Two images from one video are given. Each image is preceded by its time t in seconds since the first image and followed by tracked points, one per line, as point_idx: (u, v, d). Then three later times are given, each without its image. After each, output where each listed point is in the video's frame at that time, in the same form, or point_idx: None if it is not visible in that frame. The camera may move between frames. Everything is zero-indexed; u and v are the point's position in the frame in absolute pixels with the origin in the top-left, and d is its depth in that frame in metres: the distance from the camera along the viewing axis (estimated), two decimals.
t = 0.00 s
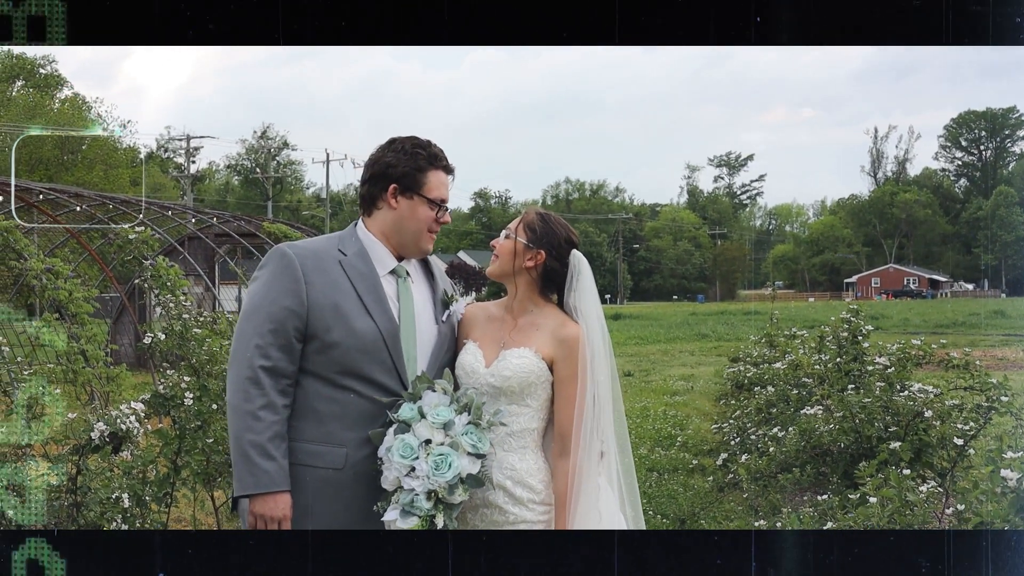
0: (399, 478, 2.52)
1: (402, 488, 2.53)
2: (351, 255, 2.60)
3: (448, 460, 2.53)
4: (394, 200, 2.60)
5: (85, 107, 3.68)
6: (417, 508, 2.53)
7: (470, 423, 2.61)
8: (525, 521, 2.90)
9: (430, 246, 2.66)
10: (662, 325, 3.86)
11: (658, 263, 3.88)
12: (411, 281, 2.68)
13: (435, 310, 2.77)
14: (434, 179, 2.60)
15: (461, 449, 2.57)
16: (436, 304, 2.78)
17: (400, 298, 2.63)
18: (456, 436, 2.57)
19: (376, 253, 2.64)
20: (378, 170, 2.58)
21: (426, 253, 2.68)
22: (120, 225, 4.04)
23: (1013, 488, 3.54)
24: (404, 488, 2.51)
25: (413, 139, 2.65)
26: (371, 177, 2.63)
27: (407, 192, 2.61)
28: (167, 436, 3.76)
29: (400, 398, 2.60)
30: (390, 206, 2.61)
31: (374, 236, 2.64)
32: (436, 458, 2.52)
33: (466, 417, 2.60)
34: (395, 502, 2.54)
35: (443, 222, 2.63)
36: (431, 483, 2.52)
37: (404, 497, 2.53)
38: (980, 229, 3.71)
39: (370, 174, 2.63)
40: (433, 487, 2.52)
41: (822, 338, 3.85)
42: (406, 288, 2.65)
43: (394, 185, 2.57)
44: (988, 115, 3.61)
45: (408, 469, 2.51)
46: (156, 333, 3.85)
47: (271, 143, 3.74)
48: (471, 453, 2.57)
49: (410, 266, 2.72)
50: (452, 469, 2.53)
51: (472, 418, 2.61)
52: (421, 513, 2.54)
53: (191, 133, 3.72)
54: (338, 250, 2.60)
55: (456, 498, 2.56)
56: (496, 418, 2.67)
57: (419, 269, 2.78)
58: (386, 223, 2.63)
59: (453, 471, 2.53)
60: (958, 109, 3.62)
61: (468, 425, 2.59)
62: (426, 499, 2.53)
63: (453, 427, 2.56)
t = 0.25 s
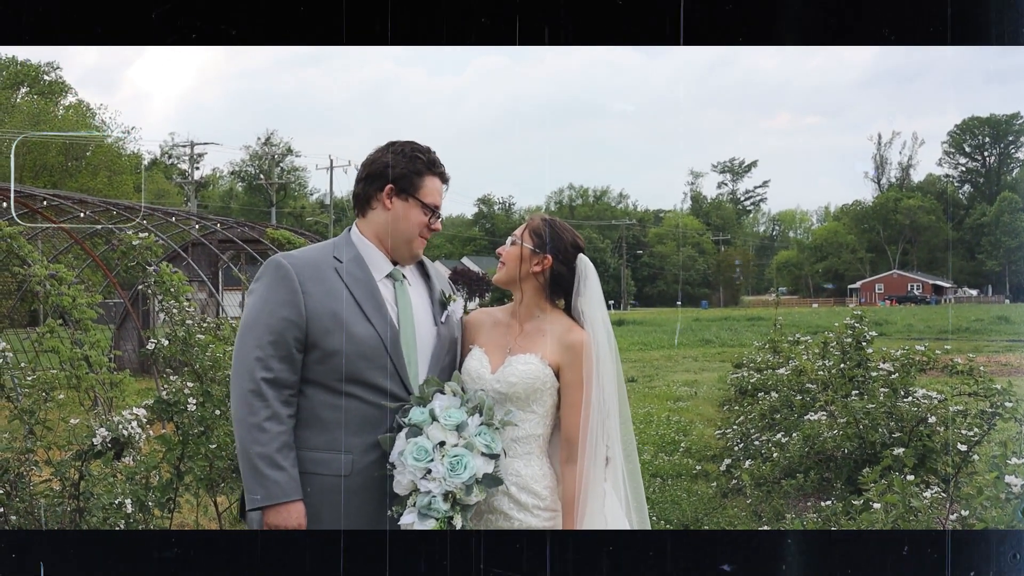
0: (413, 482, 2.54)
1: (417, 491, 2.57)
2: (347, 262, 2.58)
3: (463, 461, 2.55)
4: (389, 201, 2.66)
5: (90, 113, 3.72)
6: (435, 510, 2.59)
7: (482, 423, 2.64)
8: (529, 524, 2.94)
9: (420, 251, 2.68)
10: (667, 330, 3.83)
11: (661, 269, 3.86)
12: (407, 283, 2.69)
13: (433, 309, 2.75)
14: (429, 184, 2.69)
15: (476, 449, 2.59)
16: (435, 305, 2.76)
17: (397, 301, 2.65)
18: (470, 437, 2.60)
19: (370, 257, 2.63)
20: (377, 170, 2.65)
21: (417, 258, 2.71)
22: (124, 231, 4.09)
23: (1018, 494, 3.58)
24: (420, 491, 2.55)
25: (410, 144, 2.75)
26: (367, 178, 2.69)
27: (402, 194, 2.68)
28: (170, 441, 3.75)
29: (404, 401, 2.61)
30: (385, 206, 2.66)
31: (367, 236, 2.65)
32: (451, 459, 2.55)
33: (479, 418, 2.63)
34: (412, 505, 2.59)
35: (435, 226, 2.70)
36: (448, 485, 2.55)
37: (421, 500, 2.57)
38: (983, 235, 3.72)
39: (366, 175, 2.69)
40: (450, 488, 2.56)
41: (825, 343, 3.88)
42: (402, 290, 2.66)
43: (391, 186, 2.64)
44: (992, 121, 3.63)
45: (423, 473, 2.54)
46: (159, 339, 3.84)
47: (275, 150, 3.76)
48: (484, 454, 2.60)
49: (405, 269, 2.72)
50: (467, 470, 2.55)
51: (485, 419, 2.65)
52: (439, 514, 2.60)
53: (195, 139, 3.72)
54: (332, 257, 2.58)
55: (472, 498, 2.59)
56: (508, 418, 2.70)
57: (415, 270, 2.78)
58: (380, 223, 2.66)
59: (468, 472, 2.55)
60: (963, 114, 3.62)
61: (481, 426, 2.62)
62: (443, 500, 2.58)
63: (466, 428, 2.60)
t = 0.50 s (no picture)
0: (413, 484, 2.54)
1: (418, 493, 2.56)
2: (341, 261, 2.58)
3: (461, 459, 2.58)
4: (379, 196, 2.59)
5: (92, 112, 3.67)
6: (436, 511, 2.57)
7: (477, 420, 2.67)
8: (533, 524, 2.91)
9: (415, 244, 2.65)
10: (670, 328, 3.93)
11: (664, 267, 3.94)
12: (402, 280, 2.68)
13: (429, 305, 2.74)
14: (418, 177, 2.60)
15: (472, 446, 2.62)
16: (430, 300, 2.75)
17: (392, 299, 2.63)
18: (466, 435, 2.62)
19: (364, 256, 2.63)
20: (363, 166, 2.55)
21: (411, 251, 2.68)
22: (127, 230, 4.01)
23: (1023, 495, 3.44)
24: (421, 492, 2.54)
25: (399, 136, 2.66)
26: (355, 172, 2.61)
27: (392, 188, 2.60)
28: (173, 439, 3.75)
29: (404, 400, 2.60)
30: (375, 201, 2.60)
31: (359, 233, 2.63)
32: (449, 459, 2.56)
33: (473, 414, 2.66)
34: (414, 507, 2.58)
35: (427, 220, 2.63)
36: (448, 485, 2.56)
37: (422, 502, 2.56)
38: (987, 233, 3.71)
39: (353, 169, 2.60)
40: (450, 488, 2.57)
41: (829, 341, 3.79)
42: (397, 288, 2.64)
43: (379, 181, 2.56)
44: (995, 119, 3.62)
45: (423, 474, 2.54)
46: (162, 337, 3.82)
47: (278, 148, 3.70)
48: (482, 450, 2.64)
49: (399, 265, 2.71)
50: (466, 468, 2.58)
51: (479, 416, 2.67)
52: (440, 515, 2.58)
53: (197, 137, 3.63)
54: (328, 258, 2.59)
55: (473, 495, 2.62)
56: (503, 413, 2.74)
57: (409, 267, 2.78)
58: (370, 219, 2.61)
59: (467, 470, 2.59)
60: (964, 113, 3.63)
61: (477, 423, 2.64)
62: (444, 501, 2.57)
63: (462, 426, 2.61)
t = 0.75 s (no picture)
0: (422, 484, 2.53)
1: (427, 494, 2.56)
2: (345, 263, 2.59)
3: (469, 459, 2.58)
4: (383, 197, 2.59)
5: (97, 114, 3.71)
6: (445, 511, 2.58)
7: (485, 420, 2.67)
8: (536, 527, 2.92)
9: (421, 244, 2.65)
10: (675, 331, 3.87)
11: (668, 269, 3.91)
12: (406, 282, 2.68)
13: (433, 308, 2.75)
14: (422, 178, 2.61)
15: (481, 446, 2.63)
16: (434, 302, 2.76)
17: (397, 301, 2.64)
18: (474, 435, 2.62)
19: (368, 257, 2.64)
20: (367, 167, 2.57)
21: (416, 252, 2.68)
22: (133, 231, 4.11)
23: None
24: (430, 492, 2.54)
25: (402, 138, 2.66)
26: (359, 174, 2.62)
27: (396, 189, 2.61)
28: (179, 442, 3.75)
29: (408, 402, 2.59)
30: (379, 203, 2.60)
31: (364, 235, 2.64)
32: (458, 459, 2.56)
33: (481, 415, 2.66)
34: (422, 508, 2.58)
35: (431, 221, 2.63)
36: (457, 485, 2.56)
37: (432, 502, 2.56)
38: (991, 235, 3.74)
39: (358, 171, 2.62)
40: (459, 487, 2.57)
41: (834, 343, 3.83)
42: (402, 289, 2.65)
43: (383, 182, 2.56)
44: (1000, 121, 3.59)
45: (432, 474, 2.53)
46: (168, 339, 3.85)
47: (283, 150, 3.71)
48: (490, 450, 2.63)
49: (403, 267, 2.72)
50: (475, 468, 2.58)
51: (486, 416, 2.68)
52: (449, 515, 2.59)
53: (202, 140, 3.64)
54: (332, 259, 2.59)
55: (482, 495, 2.61)
56: (509, 414, 2.74)
57: (413, 269, 2.79)
58: (375, 221, 2.62)
59: (476, 469, 2.58)
60: (970, 115, 3.59)
61: (485, 423, 2.65)
62: (453, 500, 2.57)
63: (470, 427, 2.62)
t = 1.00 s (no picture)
0: (421, 483, 2.53)
1: (426, 493, 2.55)
2: (348, 261, 2.59)
3: (468, 457, 2.58)
4: (387, 195, 2.59)
5: (99, 113, 3.72)
6: (444, 510, 2.58)
7: (483, 419, 2.66)
8: (538, 524, 2.91)
9: (424, 243, 2.65)
10: (676, 329, 3.88)
11: (670, 267, 3.92)
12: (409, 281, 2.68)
13: (434, 307, 2.75)
14: (425, 176, 2.62)
15: (479, 444, 2.62)
16: (435, 302, 2.76)
17: (400, 300, 2.64)
18: (472, 433, 2.61)
19: (371, 257, 2.63)
20: (371, 165, 2.56)
21: (419, 251, 2.67)
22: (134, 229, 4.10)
23: None
24: (429, 491, 2.53)
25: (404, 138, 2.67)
26: (362, 173, 2.62)
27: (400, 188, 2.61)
28: (181, 440, 3.77)
29: (410, 400, 2.61)
30: (382, 201, 2.60)
31: (367, 234, 2.63)
32: (456, 457, 2.56)
33: (479, 413, 2.66)
34: (421, 507, 2.57)
35: (435, 218, 2.63)
36: (455, 482, 2.56)
37: (431, 500, 2.55)
38: (994, 233, 3.74)
39: (361, 170, 2.62)
40: (457, 486, 2.57)
41: (836, 342, 3.79)
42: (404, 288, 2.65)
43: (387, 180, 2.56)
44: (1002, 120, 3.61)
45: (430, 473, 2.53)
46: (171, 338, 3.82)
47: (284, 149, 3.72)
48: (488, 448, 2.62)
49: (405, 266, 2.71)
50: (473, 466, 2.58)
51: (485, 414, 2.67)
52: (448, 514, 2.59)
53: (204, 139, 3.66)
54: (335, 258, 2.59)
55: (480, 493, 2.61)
56: (509, 411, 2.73)
57: (415, 268, 2.79)
58: (379, 219, 2.62)
59: (474, 468, 2.58)
60: (972, 114, 3.63)
61: (483, 421, 2.64)
62: (452, 499, 2.57)
63: (468, 424, 2.61)
